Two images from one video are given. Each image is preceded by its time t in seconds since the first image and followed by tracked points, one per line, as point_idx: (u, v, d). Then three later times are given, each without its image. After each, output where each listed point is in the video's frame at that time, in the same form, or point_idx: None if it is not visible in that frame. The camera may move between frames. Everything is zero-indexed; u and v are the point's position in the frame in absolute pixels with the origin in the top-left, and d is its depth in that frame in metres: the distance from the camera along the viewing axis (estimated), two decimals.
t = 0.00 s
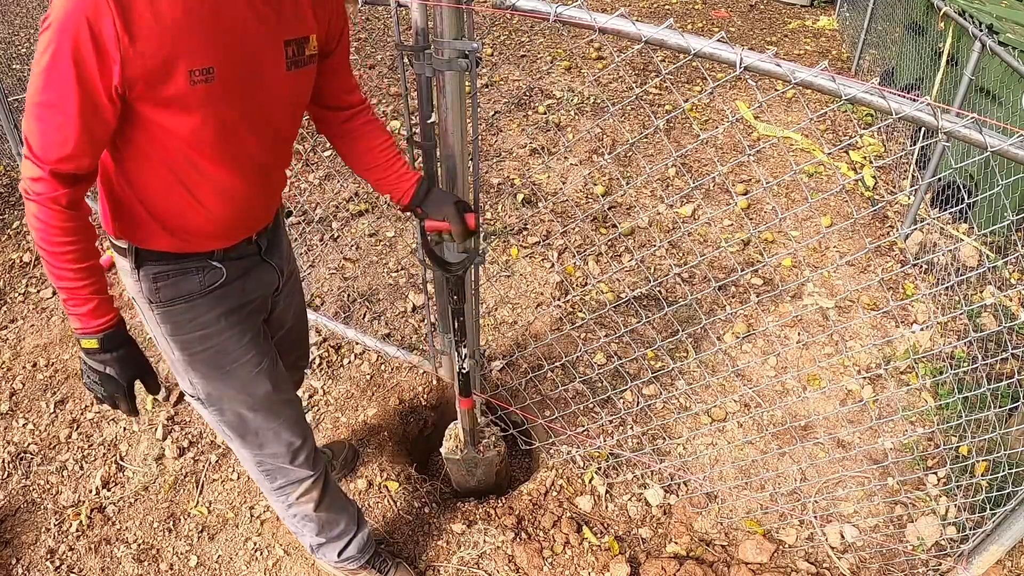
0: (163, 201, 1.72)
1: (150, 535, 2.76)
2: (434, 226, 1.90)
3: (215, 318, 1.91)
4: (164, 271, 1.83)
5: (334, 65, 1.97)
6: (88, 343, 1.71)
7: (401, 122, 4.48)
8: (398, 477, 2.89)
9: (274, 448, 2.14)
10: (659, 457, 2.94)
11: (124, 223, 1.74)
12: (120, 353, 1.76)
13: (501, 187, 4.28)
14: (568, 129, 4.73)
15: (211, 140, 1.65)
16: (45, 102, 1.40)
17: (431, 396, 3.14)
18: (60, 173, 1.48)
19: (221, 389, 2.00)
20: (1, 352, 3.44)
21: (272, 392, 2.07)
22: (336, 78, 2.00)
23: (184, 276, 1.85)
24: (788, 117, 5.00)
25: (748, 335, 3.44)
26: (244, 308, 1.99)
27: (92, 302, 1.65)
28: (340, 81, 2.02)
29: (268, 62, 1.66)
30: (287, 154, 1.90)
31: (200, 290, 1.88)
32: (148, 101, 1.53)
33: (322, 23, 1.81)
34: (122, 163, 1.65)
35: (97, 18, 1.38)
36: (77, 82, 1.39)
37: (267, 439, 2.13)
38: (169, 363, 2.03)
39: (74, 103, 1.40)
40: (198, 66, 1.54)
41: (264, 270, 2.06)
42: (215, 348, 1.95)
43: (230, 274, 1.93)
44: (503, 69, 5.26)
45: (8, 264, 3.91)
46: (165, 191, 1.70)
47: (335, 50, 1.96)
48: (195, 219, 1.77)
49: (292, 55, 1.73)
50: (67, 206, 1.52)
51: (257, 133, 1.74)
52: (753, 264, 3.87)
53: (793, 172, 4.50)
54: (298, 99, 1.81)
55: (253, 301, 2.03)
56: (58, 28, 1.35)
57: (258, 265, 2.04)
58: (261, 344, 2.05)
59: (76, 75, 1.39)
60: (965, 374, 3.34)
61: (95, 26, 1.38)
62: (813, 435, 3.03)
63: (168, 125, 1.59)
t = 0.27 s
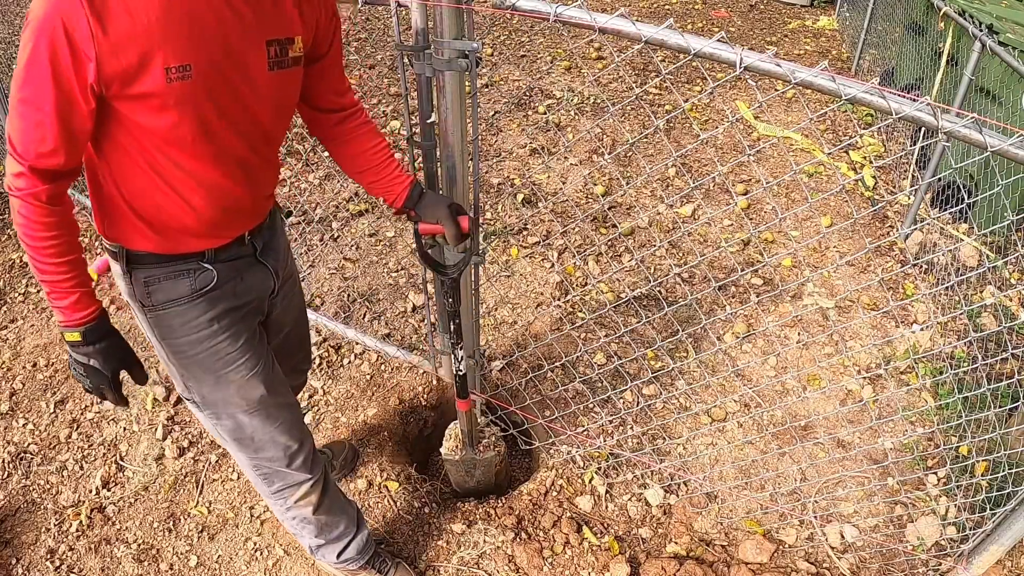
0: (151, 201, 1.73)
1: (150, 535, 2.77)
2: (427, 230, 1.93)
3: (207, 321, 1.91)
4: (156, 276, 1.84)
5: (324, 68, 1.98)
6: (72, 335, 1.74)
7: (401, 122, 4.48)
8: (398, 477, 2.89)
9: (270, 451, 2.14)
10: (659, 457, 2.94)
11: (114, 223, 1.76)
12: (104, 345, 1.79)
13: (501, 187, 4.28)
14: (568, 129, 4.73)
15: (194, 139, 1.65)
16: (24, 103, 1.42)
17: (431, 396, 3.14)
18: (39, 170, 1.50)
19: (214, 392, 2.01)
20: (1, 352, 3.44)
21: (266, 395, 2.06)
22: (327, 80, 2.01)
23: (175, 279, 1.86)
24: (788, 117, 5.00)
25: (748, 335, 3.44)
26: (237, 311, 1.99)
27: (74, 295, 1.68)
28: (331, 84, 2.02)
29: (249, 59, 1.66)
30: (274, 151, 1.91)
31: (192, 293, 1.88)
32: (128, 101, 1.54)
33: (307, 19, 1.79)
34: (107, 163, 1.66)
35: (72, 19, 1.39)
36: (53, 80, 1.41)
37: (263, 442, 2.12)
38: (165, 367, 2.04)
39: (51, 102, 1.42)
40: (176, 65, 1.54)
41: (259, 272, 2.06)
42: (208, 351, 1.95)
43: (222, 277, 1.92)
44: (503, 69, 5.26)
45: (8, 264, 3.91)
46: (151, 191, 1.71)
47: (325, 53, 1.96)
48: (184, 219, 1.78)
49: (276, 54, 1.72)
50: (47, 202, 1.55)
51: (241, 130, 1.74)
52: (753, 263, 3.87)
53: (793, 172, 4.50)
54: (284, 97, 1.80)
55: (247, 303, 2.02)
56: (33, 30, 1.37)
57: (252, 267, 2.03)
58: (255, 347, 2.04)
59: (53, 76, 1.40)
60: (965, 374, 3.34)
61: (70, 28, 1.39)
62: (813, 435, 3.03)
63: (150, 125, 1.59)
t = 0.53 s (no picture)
0: (143, 209, 1.73)
1: (150, 535, 2.77)
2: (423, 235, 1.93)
3: (206, 325, 1.91)
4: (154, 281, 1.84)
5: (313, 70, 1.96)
6: (62, 350, 1.77)
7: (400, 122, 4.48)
8: (398, 477, 2.89)
9: (268, 456, 2.14)
10: (659, 457, 2.94)
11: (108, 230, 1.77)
12: (93, 360, 1.82)
13: (501, 187, 4.28)
14: (568, 129, 4.73)
15: (185, 147, 1.65)
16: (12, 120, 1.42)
17: (431, 396, 3.14)
18: (29, 189, 1.50)
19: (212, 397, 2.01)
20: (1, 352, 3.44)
21: (265, 400, 2.06)
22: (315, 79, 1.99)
23: (173, 284, 1.86)
24: (788, 117, 5.00)
25: (748, 335, 3.44)
26: (236, 316, 1.98)
27: (64, 311, 1.71)
28: (322, 85, 2.01)
29: (237, 66, 1.65)
30: (269, 155, 1.90)
31: (190, 298, 1.88)
32: (117, 111, 1.54)
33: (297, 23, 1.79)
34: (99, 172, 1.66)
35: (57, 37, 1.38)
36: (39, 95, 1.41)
37: (261, 447, 2.12)
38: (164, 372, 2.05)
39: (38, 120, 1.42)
40: (162, 74, 1.54)
41: (257, 275, 2.06)
42: (206, 356, 1.95)
43: (220, 281, 1.92)
44: (503, 69, 5.26)
45: (8, 264, 3.91)
46: (143, 199, 1.71)
47: (313, 53, 1.94)
48: (178, 225, 1.78)
49: (263, 58, 1.70)
50: (36, 219, 1.55)
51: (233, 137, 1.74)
52: (753, 264, 3.87)
53: (793, 172, 4.49)
54: (275, 100, 1.80)
55: (245, 307, 2.02)
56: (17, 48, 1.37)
57: (250, 270, 2.03)
58: (253, 351, 2.04)
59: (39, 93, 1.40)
60: (965, 374, 3.34)
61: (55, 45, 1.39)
62: (813, 436, 3.03)
63: (141, 134, 1.59)
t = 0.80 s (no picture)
0: (149, 219, 1.72)
1: (150, 535, 2.76)
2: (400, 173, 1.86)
3: (213, 327, 1.90)
4: (161, 282, 1.82)
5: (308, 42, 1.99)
6: (91, 374, 1.74)
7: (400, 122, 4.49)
8: (398, 477, 2.89)
9: (275, 456, 2.14)
10: (659, 457, 2.94)
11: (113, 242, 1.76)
12: (123, 381, 1.78)
13: (501, 187, 4.28)
14: (568, 129, 4.73)
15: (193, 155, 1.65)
16: (26, 148, 1.41)
17: (431, 396, 3.14)
18: (46, 215, 1.49)
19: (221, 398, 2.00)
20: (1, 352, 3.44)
21: (271, 401, 2.06)
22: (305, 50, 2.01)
23: (181, 286, 1.84)
24: (788, 117, 5.00)
25: (748, 335, 3.44)
26: (242, 317, 1.98)
27: (91, 335, 1.67)
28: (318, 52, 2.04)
29: (243, 74, 1.66)
30: (273, 159, 1.90)
31: (199, 300, 1.86)
32: (127, 127, 1.53)
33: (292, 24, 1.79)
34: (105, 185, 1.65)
35: (71, 62, 1.36)
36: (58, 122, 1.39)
37: (267, 447, 2.12)
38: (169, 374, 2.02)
39: (55, 148, 1.41)
40: (176, 91, 1.54)
41: (260, 275, 2.05)
42: (214, 359, 1.94)
43: (227, 282, 1.91)
44: (503, 69, 5.26)
45: (8, 264, 3.91)
46: (150, 210, 1.70)
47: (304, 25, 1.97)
48: (184, 232, 1.77)
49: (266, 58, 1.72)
50: (56, 245, 1.52)
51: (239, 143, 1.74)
52: (753, 264, 3.87)
53: (793, 172, 4.50)
54: (275, 103, 1.81)
55: (250, 308, 2.01)
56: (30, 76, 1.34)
57: (253, 270, 2.02)
58: (259, 353, 2.04)
59: (56, 121, 1.38)
60: (965, 374, 3.34)
61: (69, 71, 1.37)
62: (813, 436, 3.03)
63: (149, 146, 1.59)
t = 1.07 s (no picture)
0: (155, 221, 1.72)
1: (150, 535, 2.76)
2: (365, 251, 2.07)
3: (209, 329, 1.91)
4: (158, 284, 1.82)
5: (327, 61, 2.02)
6: (103, 376, 1.74)
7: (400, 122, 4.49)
8: (398, 477, 2.89)
9: (270, 458, 2.15)
10: (659, 457, 2.94)
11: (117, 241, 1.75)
12: (133, 380, 1.78)
13: (501, 187, 4.28)
14: (568, 129, 4.73)
15: (201, 163, 1.65)
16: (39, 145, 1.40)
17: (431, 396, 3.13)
18: (56, 213, 1.49)
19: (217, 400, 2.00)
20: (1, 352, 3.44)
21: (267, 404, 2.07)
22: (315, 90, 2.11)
23: (178, 288, 1.85)
24: (788, 117, 5.00)
25: (748, 335, 3.44)
26: (239, 320, 1.98)
27: (101, 335, 1.68)
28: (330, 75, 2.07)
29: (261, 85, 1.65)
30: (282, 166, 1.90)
31: (195, 302, 1.87)
32: (140, 131, 1.53)
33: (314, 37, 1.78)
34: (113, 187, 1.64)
35: (91, 68, 1.35)
36: (74, 122, 1.38)
37: (262, 449, 2.13)
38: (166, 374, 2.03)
39: (69, 149, 1.40)
40: (192, 98, 1.53)
41: (259, 279, 2.06)
42: (210, 360, 1.94)
43: (224, 285, 1.92)
44: (503, 69, 5.26)
45: (8, 264, 3.91)
46: (157, 212, 1.70)
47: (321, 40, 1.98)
48: (189, 236, 1.78)
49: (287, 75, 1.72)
50: (67, 243, 1.53)
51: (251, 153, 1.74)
52: (753, 263, 3.87)
53: (793, 172, 4.49)
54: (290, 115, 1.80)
55: (248, 311, 2.02)
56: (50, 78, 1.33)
57: (251, 274, 2.03)
58: (256, 355, 2.05)
59: (74, 124, 1.37)
60: (965, 374, 3.34)
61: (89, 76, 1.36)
62: (813, 436, 3.03)
63: (158, 151, 1.59)
